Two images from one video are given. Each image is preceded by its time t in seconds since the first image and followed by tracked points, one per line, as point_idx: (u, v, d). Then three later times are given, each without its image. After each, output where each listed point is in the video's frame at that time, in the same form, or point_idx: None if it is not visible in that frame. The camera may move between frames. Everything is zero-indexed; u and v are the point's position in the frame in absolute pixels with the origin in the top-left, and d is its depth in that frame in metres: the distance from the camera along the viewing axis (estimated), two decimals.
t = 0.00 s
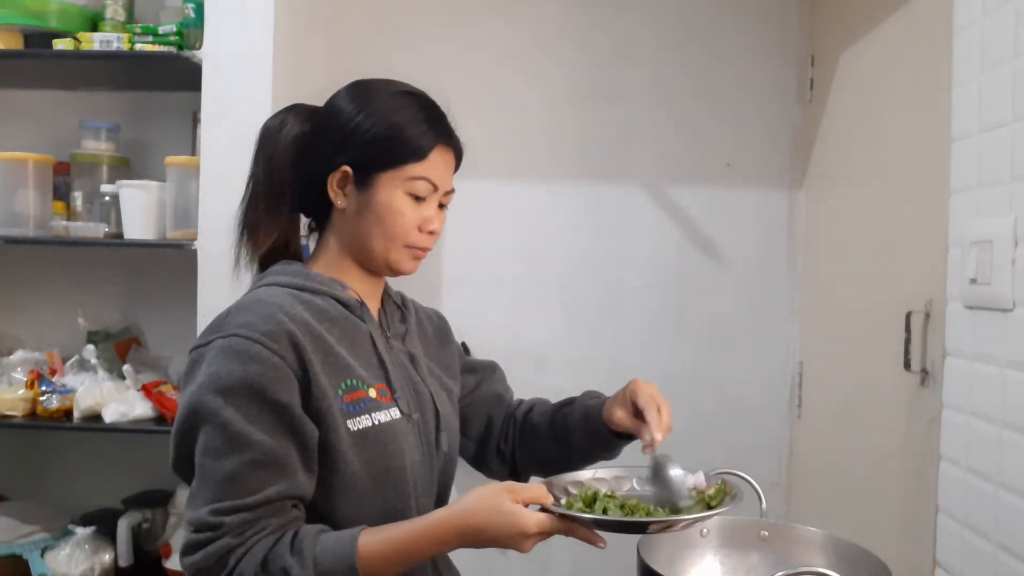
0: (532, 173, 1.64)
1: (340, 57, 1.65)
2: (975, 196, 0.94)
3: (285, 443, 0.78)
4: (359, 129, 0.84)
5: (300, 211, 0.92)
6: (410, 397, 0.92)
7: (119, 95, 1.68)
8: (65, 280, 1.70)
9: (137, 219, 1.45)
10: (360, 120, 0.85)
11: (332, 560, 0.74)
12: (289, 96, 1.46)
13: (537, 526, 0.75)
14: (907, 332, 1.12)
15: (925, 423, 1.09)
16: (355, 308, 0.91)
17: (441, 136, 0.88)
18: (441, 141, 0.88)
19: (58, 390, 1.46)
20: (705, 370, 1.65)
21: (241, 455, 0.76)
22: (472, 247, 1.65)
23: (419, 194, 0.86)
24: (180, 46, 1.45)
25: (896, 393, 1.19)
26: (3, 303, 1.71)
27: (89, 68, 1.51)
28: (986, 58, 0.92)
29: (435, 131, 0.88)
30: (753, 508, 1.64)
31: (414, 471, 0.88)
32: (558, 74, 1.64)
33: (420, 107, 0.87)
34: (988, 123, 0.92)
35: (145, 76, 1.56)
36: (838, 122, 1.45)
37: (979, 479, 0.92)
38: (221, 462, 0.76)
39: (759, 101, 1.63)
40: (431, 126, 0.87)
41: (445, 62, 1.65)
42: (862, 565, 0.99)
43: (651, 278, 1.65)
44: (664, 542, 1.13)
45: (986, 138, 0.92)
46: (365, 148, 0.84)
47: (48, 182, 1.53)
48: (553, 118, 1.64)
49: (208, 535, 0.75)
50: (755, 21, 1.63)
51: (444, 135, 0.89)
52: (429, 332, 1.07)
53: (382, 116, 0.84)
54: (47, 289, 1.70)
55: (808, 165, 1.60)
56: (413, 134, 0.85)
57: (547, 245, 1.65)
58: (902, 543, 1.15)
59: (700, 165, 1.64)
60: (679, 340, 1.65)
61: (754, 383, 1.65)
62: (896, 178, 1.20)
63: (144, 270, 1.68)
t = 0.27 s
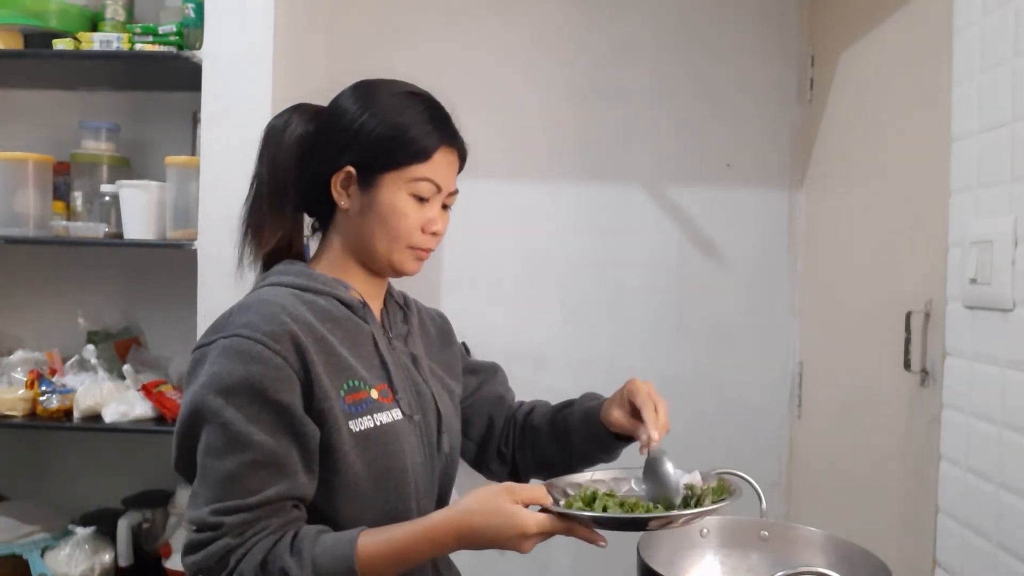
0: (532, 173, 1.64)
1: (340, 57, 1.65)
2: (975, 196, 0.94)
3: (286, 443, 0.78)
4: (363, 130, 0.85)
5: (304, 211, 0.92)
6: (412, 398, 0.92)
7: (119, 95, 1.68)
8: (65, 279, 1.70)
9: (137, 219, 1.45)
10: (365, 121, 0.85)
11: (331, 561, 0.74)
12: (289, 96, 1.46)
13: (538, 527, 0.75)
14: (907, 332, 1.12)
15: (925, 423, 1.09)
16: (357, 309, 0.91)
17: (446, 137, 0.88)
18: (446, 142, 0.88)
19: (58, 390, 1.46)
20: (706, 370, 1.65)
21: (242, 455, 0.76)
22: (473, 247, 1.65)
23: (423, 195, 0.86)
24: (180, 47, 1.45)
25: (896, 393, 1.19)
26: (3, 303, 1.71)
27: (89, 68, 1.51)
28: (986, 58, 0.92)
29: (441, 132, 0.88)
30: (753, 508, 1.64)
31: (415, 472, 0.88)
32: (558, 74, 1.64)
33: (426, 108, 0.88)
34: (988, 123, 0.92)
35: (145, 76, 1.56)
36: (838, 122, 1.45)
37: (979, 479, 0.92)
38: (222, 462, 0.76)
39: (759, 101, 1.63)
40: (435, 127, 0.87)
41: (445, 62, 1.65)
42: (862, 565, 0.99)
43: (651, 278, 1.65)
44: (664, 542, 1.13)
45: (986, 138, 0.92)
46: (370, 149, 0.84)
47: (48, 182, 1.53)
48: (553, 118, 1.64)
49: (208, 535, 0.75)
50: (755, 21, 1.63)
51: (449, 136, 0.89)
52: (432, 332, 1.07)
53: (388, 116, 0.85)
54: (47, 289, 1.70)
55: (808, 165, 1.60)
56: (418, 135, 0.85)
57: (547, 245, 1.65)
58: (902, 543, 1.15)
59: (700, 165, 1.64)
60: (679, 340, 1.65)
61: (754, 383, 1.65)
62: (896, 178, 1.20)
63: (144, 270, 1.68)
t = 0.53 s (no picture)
0: (532, 173, 1.64)
1: (340, 58, 1.65)
2: (975, 196, 0.94)
3: (286, 444, 0.78)
4: (364, 129, 0.85)
5: (305, 210, 0.92)
6: (412, 399, 0.92)
7: (119, 95, 1.69)
8: (65, 279, 1.70)
9: (137, 219, 1.45)
10: (365, 120, 0.85)
11: (331, 562, 0.74)
12: (289, 96, 1.46)
13: (537, 529, 0.75)
14: (907, 333, 1.12)
15: (925, 423, 1.09)
16: (358, 309, 0.90)
17: (446, 137, 0.88)
18: (446, 142, 0.88)
19: (58, 390, 1.46)
20: (706, 370, 1.65)
21: (242, 456, 0.76)
22: (473, 246, 1.65)
23: (423, 194, 0.86)
24: (180, 47, 1.45)
25: (896, 393, 1.19)
26: (3, 303, 1.71)
27: (89, 68, 1.51)
28: (986, 58, 0.92)
29: (441, 132, 0.88)
30: (753, 508, 1.64)
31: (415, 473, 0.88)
32: (558, 74, 1.64)
33: (426, 107, 0.88)
34: (988, 123, 0.92)
35: (145, 76, 1.56)
36: (838, 122, 1.45)
37: (979, 479, 0.92)
38: (222, 462, 0.76)
39: (759, 101, 1.63)
40: (435, 127, 0.87)
41: (445, 62, 1.65)
42: (862, 565, 0.99)
43: (651, 278, 1.65)
44: (664, 542, 1.13)
45: (986, 138, 0.92)
46: (370, 149, 0.84)
47: (48, 183, 1.53)
48: (553, 118, 1.64)
49: (208, 535, 0.75)
50: (755, 21, 1.63)
51: (449, 135, 0.89)
52: (432, 332, 1.07)
53: (388, 115, 0.85)
54: (47, 289, 1.70)
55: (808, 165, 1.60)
56: (419, 135, 0.85)
57: (548, 245, 1.65)
58: (902, 543, 1.15)
59: (700, 165, 1.64)
60: (679, 341, 1.65)
61: (754, 383, 1.65)
62: (896, 178, 1.20)
63: (144, 270, 1.68)
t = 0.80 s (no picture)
0: (532, 172, 1.64)
1: (340, 58, 1.65)
2: (975, 196, 0.94)
3: (287, 445, 0.78)
4: (362, 129, 0.85)
5: (303, 210, 0.92)
6: (412, 398, 0.92)
7: (119, 95, 1.68)
8: (65, 279, 1.70)
9: (137, 219, 1.45)
10: (362, 120, 0.85)
11: (332, 562, 0.74)
12: (289, 96, 1.46)
13: (539, 525, 0.75)
14: (907, 333, 1.12)
15: (925, 423, 1.09)
16: (357, 309, 0.90)
17: (445, 137, 0.88)
18: (445, 142, 0.88)
19: (58, 390, 1.46)
20: (705, 370, 1.65)
21: (243, 457, 0.76)
22: (473, 247, 1.65)
23: (422, 194, 0.86)
24: (180, 47, 1.45)
25: (896, 393, 1.19)
26: (3, 303, 1.71)
27: (89, 68, 1.51)
28: (986, 58, 0.92)
29: (439, 132, 0.88)
30: (753, 507, 1.64)
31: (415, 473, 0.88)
32: (558, 74, 1.64)
33: (424, 107, 0.87)
34: (988, 124, 0.92)
35: (145, 75, 1.56)
36: (838, 122, 1.45)
37: (979, 479, 0.92)
38: (223, 463, 0.76)
39: (759, 101, 1.63)
40: (434, 127, 0.87)
41: (445, 62, 1.65)
42: (862, 564, 0.99)
43: (651, 277, 1.65)
44: (664, 541, 1.13)
45: (986, 138, 0.92)
46: (368, 149, 0.84)
47: (47, 183, 1.53)
48: (553, 118, 1.64)
49: (210, 536, 0.75)
50: (755, 21, 1.63)
51: (447, 135, 0.89)
52: (432, 331, 1.07)
53: (386, 115, 0.84)
54: (47, 289, 1.70)
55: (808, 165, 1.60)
56: (417, 135, 0.85)
57: (548, 245, 1.65)
58: (902, 543, 1.15)
59: (700, 165, 1.64)
60: (679, 340, 1.65)
61: (754, 383, 1.65)
62: (896, 178, 1.20)
63: (144, 270, 1.68)
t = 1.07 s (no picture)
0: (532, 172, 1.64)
1: (340, 58, 1.65)
2: (975, 196, 0.94)
3: (284, 446, 0.78)
4: (356, 129, 0.84)
5: (301, 211, 0.92)
6: (410, 398, 0.92)
7: (119, 95, 1.68)
8: (65, 279, 1.70)
9: (137, 218, 1.45)
10: (357, 120, 0.85)
11: (328, 564, 0.74)
12: (289, 96, 1.46)
13: (536, 530, 0.75)
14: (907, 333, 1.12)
15: (924, 424, 1.09)
16: (355, 309, 0.90)
17: (440, 135, 0.88)
18: (440, 141, 0.88)
19: (58, 390, 1.46)
20: (705, 370, 1.65)
21: (239, 458, 0.76)
22: (473, 247, 1.65)
23: (418, 194, 0.86)
24: (180, 47, 1.45)
25: (896, 393, 1.19)
26: (3, 303, 1.71)
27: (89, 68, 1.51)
28: (986, 58, 0.92)
29: (434, 130, 0.88)
30: (753, 507, 1.64)
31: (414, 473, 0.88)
32: (558, 74, 1.64)
33: (419, 105, 0.87)
34: (988, 123, 0.92)
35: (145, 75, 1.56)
36: (838, 122, 1.45)
37: (978, 479, 0.92)
38: (220, 465, 0.76)
39: (759, 101, 1.63)
40: (429, 126, 0.87)
41: (445, 62, 1.65)
42: (862, 564, 0.99)
43: (650, 277, 1.65)
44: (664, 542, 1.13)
45: (986, 138, 0.92)
46: (364, 148, 0.84)
47: (47, 182, 1.53)
48: (553, 118, 1.64)
49: (207, 538, 0.76)
50: (755, 21, 1.63)
51: (443, 134, 0.89)
52: (432, 329, 1.07)
53: (380, 114, 0.84)
54: (47, 289, 1.70)
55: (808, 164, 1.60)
56: (412, 133, 0.85)
57: (547, 245, 1.65)
58: (902, 543, 1.15)
59: (700, 165, 1.64)
60: (679, 341, 1.65)
61: (754, 383, 1.65)
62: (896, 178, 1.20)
63: (144, 270, 1.68)
